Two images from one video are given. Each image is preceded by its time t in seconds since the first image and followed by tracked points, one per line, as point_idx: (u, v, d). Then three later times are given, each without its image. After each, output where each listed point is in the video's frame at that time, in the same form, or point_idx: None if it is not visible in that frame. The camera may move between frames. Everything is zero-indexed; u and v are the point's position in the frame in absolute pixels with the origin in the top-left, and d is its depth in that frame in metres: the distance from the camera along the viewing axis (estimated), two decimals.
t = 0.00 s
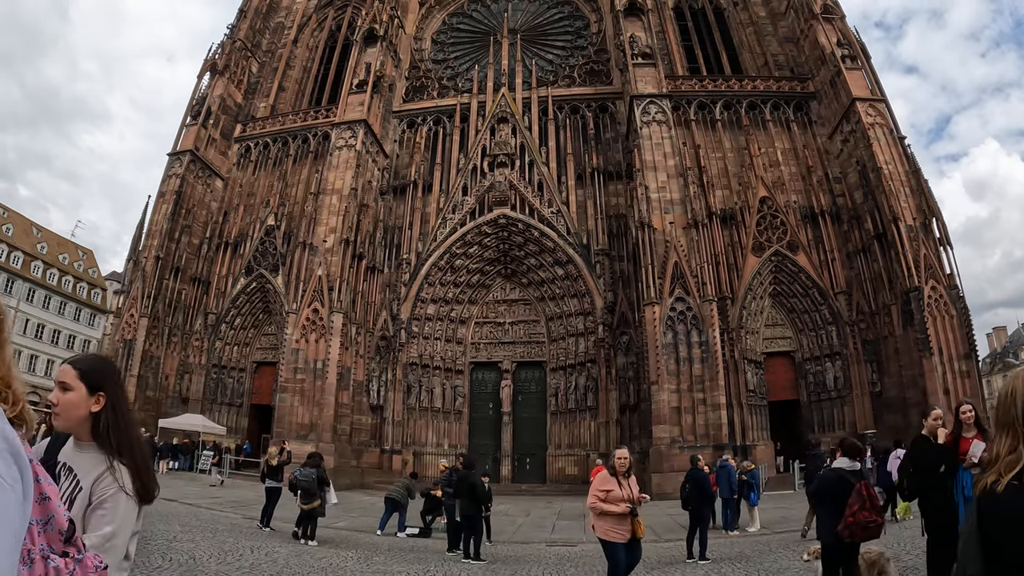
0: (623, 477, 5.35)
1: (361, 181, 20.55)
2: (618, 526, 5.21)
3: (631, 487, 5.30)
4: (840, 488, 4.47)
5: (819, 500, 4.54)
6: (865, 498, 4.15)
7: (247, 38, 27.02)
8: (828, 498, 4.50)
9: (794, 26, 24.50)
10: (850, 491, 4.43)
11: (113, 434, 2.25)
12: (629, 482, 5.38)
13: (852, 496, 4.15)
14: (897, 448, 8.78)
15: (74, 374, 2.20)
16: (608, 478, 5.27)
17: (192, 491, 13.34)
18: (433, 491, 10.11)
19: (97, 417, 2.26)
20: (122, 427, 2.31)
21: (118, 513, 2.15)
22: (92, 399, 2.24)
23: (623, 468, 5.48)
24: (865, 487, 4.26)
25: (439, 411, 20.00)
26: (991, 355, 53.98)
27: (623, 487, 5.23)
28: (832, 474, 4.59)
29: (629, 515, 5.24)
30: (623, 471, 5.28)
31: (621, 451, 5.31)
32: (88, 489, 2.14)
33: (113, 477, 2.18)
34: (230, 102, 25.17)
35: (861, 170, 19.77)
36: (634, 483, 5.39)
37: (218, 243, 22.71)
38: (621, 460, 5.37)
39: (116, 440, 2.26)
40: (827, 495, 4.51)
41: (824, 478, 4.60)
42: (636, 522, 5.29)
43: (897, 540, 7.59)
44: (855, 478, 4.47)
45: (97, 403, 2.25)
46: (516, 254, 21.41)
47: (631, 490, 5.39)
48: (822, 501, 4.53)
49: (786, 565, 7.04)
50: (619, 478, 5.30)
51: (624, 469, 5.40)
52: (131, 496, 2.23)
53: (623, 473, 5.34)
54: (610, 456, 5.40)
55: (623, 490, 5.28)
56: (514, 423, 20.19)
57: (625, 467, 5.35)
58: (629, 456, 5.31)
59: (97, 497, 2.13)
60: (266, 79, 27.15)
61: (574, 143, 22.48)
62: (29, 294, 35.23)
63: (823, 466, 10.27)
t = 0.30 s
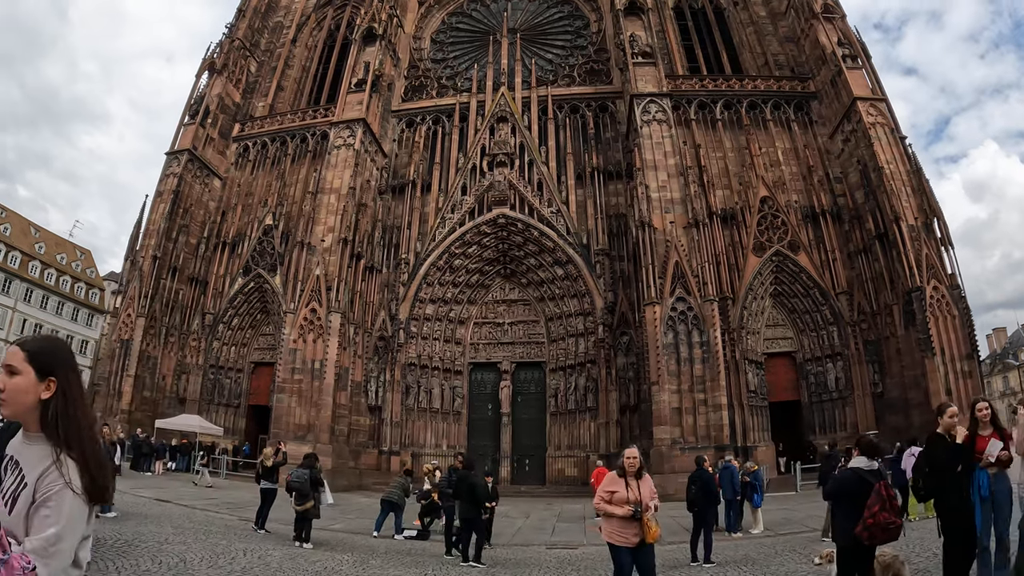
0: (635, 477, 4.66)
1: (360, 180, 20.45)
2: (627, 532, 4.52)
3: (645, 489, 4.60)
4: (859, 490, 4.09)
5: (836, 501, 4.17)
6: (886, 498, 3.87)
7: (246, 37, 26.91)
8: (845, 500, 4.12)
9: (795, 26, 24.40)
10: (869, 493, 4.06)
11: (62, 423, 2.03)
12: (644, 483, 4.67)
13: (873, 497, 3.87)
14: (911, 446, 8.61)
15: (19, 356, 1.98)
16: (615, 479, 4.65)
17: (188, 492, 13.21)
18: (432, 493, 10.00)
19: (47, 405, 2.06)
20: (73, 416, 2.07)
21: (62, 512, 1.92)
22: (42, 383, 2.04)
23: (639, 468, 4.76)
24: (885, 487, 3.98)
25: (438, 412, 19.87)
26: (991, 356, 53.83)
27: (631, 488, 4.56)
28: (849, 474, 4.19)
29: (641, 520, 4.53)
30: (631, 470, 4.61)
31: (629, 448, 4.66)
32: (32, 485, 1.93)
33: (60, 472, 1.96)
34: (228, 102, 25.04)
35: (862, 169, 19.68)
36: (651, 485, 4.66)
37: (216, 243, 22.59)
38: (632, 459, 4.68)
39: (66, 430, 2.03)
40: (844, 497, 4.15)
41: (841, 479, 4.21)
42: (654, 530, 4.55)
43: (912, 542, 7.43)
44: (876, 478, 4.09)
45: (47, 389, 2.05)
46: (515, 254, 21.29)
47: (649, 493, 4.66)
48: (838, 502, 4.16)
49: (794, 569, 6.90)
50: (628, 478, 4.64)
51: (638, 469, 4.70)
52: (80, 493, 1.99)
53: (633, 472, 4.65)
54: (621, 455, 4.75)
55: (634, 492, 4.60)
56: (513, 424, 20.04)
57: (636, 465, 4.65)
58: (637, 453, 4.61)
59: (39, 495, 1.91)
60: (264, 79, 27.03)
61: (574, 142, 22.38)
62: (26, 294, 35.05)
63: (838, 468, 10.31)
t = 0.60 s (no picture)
0: (656, 479, 4.29)
1: (359, 180, 20.32)
2: (642, 537, 4.14)
3: (664, 491, 4.21)
4: (881, 492, 3.94)
5: (856, 502, 4.03)
6: (912, 500, 3.70)
7: (244, 37, 26.77)
8: (865, 501, 3.99)
9: (796, 26, 24.28)
10: (894, 494, 3.90)
11: None
12: (666, 484, 4.26)
13: (899, 499, 3.69)
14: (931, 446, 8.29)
15: None
16: (634, 480, 4.35)
17: (185, 494, 13.07)
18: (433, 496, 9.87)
19: None
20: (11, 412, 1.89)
21: None
22: None
23: (665, 471, 4.34)
24: (910, 488, 3.81)
25: (437, 413, 19.72)
26: (991, 358, 53.65)
27: (646, 489, 4.23)
28: (872, 475, 4.03)
29: (658, 524, 4.12)
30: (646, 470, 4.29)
31: (646, 447, 4.35)
32: None
33: None
34: (226, 101, 24.89)
35: (864, 169, 19.55)
36: (673, 487, 4.23)
37: (214, 243, 22.44)
38: (651, 458, 4.33)
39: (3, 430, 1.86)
40: (865, 498, 4.00)
41: (862, 479, 4.05)
42: (675, 537, 4.10)
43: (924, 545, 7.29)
44: (901, 479, 3.92)
45: None
46: (515, 254, 21.15)
47: (673, 496, 4.22)
48: (858, 504, 4.02)
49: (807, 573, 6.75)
50: (646, 480, 4.30)
51: (659, 470, 4.32)
52: (15, 502, 1.82)
53: (650, 472, 4.31)
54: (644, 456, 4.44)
55: (652, 493, 4.23)
56: (513, 426, 19.88)
57: (653, 465, 4.29)
58: (650, 450, 4.27)
59: None
60: (263, 79, 26.90)
61: (574, 142, 22.25)
62: (24, 294, 34.88)
63: (856, 470, 10.38)
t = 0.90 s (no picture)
0: (671, 484, 4.13)
1: (358, 180, 20.20)
2: (656, 545, 3.97)
3: (679, 497, 4.04)
4: (903, 497, 3.79)
5: (876, 508, 3.89)
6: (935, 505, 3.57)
7: (243, 36, 26.63)
8: (886, 507, 3.84)
9: (796, 26, 24.16)
10: (916, 500, 3.75)
11: None
12: (682, 490, 4.09)
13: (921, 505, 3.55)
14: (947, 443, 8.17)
15: None
16: (649, 485, 4.19)
17: (181, 497, 12.93)
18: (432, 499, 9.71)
19: None
20: None
21: None
22: None
23: (682, 475, 4.17)
24: (933, 493, 3.68)
25: (436, 415, 19.57)
26: (991, 359, 53.52)
27: (661, 494, 4.07)
28: (892, 479, 3.87)
29: (673, 531, 3.95)
30: (661, 475, 4.13)
31: (661, 451, 4.19)
32: None
33: None
34: (225, 101, 24.75)
35: (866, 170, 19.43)
36: (689, 492, 4.05)
37: (212, 244, 22.30)
38: (666, 463, 4.17)
39: None
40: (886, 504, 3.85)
41: (883, 484, 3.89)
42: (691, 545, 3.92)
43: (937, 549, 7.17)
44: (923, 484, 3.78)
45: None
46: (515, 255, 21.02)
47: (689, 502, 4.05)
48: (879, 510, 3.87)
49: None
50: (660, 485, 4.14)
51: (674, 475, 4.16)
52: None
53: (665, 477, 4.14)
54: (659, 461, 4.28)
55: (667, 499, 4.07)
56: (513, 428, 19.73)
57: (668, 469, 4.13)
58: (664, 454, 4.11)
59: None
60: (261, 79, 26.76)
61: (574, 142, 22.13)
62: (21, 294, 34.76)
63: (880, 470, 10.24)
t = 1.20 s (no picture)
0: (683, 486, 4.00)
1: (357, 180, 20.09)
2: (667, 548, 3.82)
3: (692, 498, 3.91)
4: (922, 498, 3.70)
5: (894, 512, 3.77)
6: (955, 505, 3.48)
7: (242, 36, 26.51)
8: (905, 512, 3.72)
9: (797, 27, 24.05)
10: (935, 501, 3.66)
11: None
12: (694, 491, 3.97)
13: (941, 505, 3.47)
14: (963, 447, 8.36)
15: None
16: (660, 486, 4.07)
17: (177, 498, 12.81)
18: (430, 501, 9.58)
19: None
20: None
21: None
22: None
23: (695, 477, 4.05)
24: (954, 494, 3.59)
25: (435, 417, 19.45)
26: (992, 361, 53.33)
27: (672, 495, 3.95)
28: (911, 479, 3.79)
29: (685, 534, 3.79)
30: (673, 476, 4.01)
31: (673, 450, 4.08)
32: None
33: None
34: (224, 101, 24.65)
35: (867, 170, 19.32)
36: (702, 494, 3.93)
37: (210, 243, 22.18)
38: (679, 463, 4.05)
39: None
40: (905, 509, 3.74)
41: (901, 485, 3.80)
42: (702, 549, 3.75)
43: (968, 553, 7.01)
44: (942, 484, 3.70)
45: None
46: (514, 255, 20.92)
47: (701, 504, 3.91)
48: (897, 515, 3.75)
49: None
50: (672, 486, 4.02)
51: (687, 476, 4.04)
52: None
53: (677, 478, 4.02)
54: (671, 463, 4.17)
55: (679, 501, 3.94)
56: (512, 430, 19.59)
57: (680, 469, 4.01)
58: (677, 454, 4.00)
59: None
60: (261, 79, 26.64)
61: (574, 143, 22.04)
62: (20, 295, 34.68)
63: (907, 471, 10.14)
